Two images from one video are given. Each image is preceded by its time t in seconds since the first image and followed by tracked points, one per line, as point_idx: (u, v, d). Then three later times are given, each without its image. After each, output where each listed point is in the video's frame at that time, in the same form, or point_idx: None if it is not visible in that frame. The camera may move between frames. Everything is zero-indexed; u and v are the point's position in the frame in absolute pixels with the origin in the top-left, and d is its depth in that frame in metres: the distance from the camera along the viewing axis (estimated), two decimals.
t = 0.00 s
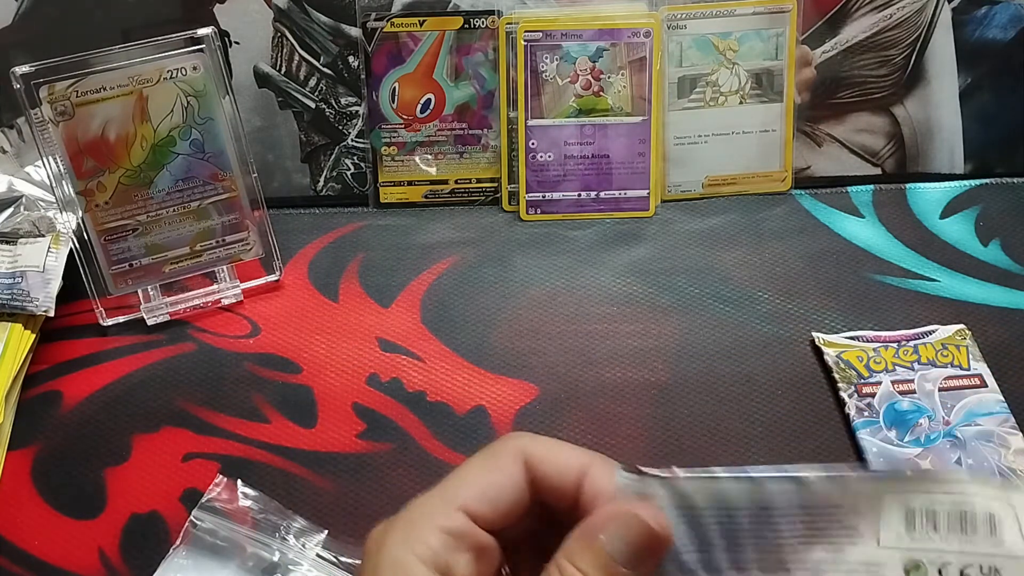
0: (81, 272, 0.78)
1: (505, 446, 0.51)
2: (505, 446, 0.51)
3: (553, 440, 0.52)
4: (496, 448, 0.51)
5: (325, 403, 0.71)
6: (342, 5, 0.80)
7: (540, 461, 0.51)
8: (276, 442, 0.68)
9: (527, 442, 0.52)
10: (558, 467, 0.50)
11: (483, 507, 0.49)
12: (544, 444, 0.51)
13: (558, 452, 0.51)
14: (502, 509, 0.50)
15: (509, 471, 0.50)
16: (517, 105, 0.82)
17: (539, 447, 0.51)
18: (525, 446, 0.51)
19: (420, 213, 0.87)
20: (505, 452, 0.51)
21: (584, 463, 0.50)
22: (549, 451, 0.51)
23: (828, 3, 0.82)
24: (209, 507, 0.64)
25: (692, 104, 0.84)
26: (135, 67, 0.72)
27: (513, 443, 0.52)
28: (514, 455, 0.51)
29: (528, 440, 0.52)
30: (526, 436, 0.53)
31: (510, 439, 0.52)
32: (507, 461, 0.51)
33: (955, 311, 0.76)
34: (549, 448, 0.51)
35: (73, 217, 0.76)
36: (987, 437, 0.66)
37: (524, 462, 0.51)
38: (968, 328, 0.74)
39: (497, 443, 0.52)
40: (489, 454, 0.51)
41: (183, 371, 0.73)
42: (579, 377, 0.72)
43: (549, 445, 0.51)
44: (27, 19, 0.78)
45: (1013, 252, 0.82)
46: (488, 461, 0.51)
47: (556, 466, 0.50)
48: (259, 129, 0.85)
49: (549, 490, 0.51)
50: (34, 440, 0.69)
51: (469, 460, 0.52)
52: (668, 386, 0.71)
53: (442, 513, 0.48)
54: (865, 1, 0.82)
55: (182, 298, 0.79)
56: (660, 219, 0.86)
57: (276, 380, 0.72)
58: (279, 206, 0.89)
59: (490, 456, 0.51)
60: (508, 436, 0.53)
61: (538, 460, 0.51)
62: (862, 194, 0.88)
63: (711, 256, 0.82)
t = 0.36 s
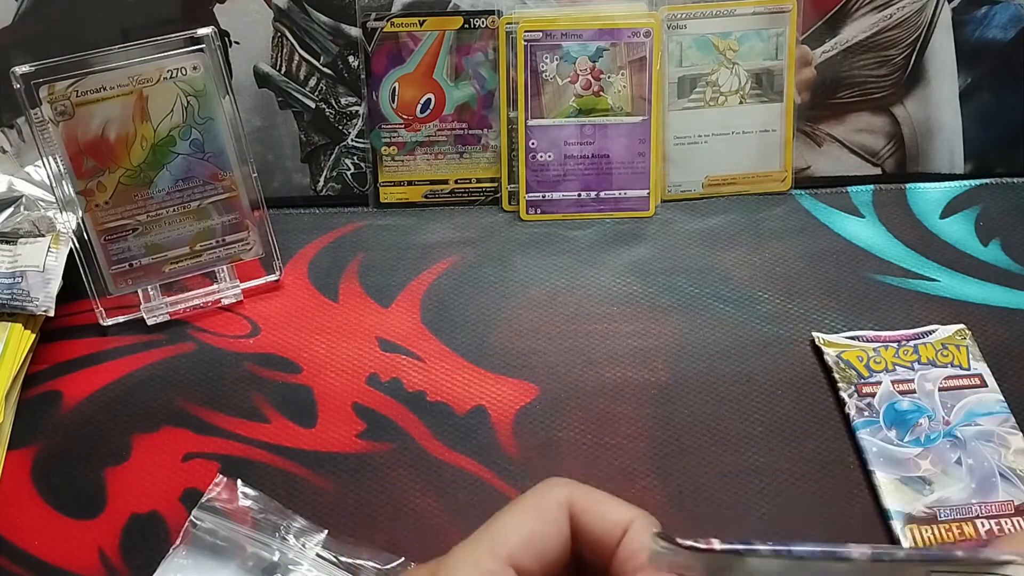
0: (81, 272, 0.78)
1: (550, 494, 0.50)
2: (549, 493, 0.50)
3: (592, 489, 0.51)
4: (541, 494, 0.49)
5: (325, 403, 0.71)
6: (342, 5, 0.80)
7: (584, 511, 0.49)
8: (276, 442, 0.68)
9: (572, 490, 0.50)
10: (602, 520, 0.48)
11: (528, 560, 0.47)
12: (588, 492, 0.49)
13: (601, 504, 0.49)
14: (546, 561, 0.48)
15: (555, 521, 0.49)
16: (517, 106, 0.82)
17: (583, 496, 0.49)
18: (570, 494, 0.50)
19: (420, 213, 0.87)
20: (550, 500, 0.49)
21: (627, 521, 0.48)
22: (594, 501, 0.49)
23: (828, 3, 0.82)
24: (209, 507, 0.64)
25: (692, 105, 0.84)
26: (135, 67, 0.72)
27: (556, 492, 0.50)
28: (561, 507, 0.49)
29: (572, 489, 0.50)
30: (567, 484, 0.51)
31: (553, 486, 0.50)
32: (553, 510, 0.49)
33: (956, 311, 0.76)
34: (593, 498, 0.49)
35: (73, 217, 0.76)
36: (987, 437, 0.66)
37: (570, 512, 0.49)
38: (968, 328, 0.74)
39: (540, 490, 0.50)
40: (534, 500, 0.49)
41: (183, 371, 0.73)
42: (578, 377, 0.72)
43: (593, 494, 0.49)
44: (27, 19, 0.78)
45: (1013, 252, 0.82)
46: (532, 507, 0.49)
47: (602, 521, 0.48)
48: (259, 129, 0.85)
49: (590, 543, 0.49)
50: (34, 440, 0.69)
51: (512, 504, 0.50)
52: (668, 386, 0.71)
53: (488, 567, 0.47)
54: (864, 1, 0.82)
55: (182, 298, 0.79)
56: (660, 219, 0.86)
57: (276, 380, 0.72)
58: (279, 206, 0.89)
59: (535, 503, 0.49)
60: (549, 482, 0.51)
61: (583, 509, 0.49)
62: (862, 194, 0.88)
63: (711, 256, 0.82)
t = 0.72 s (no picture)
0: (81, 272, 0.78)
1: (552, 483, 0.51)
2: (553, 482, 0.51)
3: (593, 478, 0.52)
4: (543, 485, 0.51)
5: (325, 403, 0.71)
6: (342, 5, 0.80)
7: (587, 498, 0.50)
8: (276, 442, 0.68)
9: (574, 479, 0.51)
10: (604, 510, 0.49)
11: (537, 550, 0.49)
12: (591, 481, 0.51)
13: (603, 490, 0.50)
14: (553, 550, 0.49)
15: (558, 509, 0.50)
16: (517, 106, 0.82)
17: (586, 484, 0.51)
18: (573, 482, 0.51)
19: (420, 213, 0.87)
20: (554, 489, 0.50)
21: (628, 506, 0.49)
22: (596, 488, 0.50)
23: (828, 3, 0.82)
24: (209, 507, 0.64)
25: (692, 105, 0.84)
26: (135, 67, 0.72)
27: (558, 481, 0.51)
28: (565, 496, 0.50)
29: (574, 478, 0.51)
30: (568, 473, 0.52)
31: (554, 475, 0.51)
32: (557, 500, 0.50)
33: (956, 311, 0.76)
34: (595, 485, 0.51)
35: (73, 217, 0.76)
36: (987, 437, 0.66)
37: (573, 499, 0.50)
38: (968, 328, 0.74)
39: (543, 480, 0.51)
40: (537, 490, 0.50)
41: (184, 371, 0.73)
42: (578, 377, 0.72)
43: (596, 483, 0.51)
44: (27, 19, 0.78)
45: (1013, 252, 0.82)
46: (536, 498, 0.50)
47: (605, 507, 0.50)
48: (259, 129, 0.85)
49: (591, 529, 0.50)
50: (34, 440, 0.69)
51: (516, 493, 0.51)
52: (668, 387, 0.71)
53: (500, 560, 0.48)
54: (865, 1, 0.82)
55: (182, 298, 0.79)
56: (660, 219, 0.86)
57: (276, 380, 0.72)
58: (279, 206, 0.89)
59: (538, 492, 0.50)
60: (551, 471, 0.52)
61: (586, 498, 0.50)
62: (862, 194, 0.88)
63: (711, 256, 0.82)
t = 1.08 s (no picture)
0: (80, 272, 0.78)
1: (574, 493, 0.50)
2: (576, 491, 0.51)
3: (615, 490, 0.52)
4: (565, 493, 0.50)
5: (325, 403, 0.71)
6: (342, 5, 0.80)
7: (608, 513, 0.50)
8: (277, 441, 0.68)
9: (596, 491, 0.51)
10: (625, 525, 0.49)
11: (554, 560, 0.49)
12: (613, 495, 0.50)
13: (624, 506, 0.50)
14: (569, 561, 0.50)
15: (578, 520, 0.50)
16: (517, 106, 0.82)
17: (608, 498, 0.50)
18: (596, 494, 0.51)
19: (420, 213, 0.87)
20: (576, 500, 0.50)
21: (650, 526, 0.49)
22: (618, 503, 0.50)
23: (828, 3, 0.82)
24: (209, 507, 0.64)
25: (692, 105, 0.84)
26: (136, 67, 0.72)
27: (579, 492, 0.51)
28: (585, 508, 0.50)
29: (598, 488, 0.51)
30: (591, 483, 0.52)
31: (576, 485, 0.51)
32: (578, 510, 0.50)
33: (955, 311, 0.76)
34: (617, 500, 0.50)
35: (73, 217, 0.76)
36: (987, 437, 0.66)
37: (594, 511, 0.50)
38: (968, 328, 0.74)
39: (565, 488, 0.51)
40: (559, 500, 0.50)
41: (183, 371, 0.73)
42: (578, 377, 0.72)
43: (618, 497, 0.50)
44: (27, 19, 0.78)
45: (1013, 252, 0.82)
46: (557, 507, 0.50)
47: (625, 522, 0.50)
48: (259, 129, 0.85)
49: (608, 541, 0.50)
50: (34, 440, 0.69)
51: (537, 500, 0.51)
52: (668, 387, 0.71)
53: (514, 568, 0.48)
54: (865, 1, 0.82)
55: (182, 298, 0.79)
56: (660, 219, 0.86)
57: (276, 380, 0.72)
58: (279, 206, 0.89)
59: (559, 503, 0.50)
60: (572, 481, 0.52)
61: (607, 513, 0.50)
62: (862, 194, 0.88)
63: (711, 256, 0.82)
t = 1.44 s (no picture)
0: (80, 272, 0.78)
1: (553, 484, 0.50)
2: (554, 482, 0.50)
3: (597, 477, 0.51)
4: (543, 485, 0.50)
5: (325, 403, 0.71)
6: (342, 5, 0.80)
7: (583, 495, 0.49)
8: (277, 441, 0.68)
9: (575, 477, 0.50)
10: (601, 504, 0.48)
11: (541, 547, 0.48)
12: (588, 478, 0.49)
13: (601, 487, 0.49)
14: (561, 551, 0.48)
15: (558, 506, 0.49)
16: (517, 105, 0.82)
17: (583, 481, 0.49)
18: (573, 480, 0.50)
19: (419, 213, 0.87)
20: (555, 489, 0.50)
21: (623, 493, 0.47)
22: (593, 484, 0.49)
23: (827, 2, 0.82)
24: (209, 507, 0.64)
25: (692, 105, 0.84)
26: (136, 67, 0.72)
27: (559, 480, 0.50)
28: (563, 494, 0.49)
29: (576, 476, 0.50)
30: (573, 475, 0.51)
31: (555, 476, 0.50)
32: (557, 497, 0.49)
33: (956, 311, 0.76)
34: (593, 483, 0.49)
35: (73, 217, 0.76)
36: (987, 437, 0.66)
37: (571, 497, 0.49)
38: (968, 328, 0.74)
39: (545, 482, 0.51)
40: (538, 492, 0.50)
41: (183, 371, 0.73)
42: (578, 377, 0.72)
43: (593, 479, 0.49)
44: (26, 19, 0.78)
45: (1014, 252, 0.82)
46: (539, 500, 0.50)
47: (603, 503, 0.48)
48: (259, 129, 0.85)
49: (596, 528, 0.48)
50: (34, 440, 0.69)
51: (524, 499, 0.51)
52: (668, 387, 0.71)
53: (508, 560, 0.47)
54: (865, 1, 0.82)
55: (182, 298, 0.79)
56: (660, 219, 0.86)
57: (276, 380, 0.72)
58: (279, 206, 0.89)
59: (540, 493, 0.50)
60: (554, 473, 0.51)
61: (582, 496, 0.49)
62: (862, 194, 0.88)
63: (711, 256, 0.82)
